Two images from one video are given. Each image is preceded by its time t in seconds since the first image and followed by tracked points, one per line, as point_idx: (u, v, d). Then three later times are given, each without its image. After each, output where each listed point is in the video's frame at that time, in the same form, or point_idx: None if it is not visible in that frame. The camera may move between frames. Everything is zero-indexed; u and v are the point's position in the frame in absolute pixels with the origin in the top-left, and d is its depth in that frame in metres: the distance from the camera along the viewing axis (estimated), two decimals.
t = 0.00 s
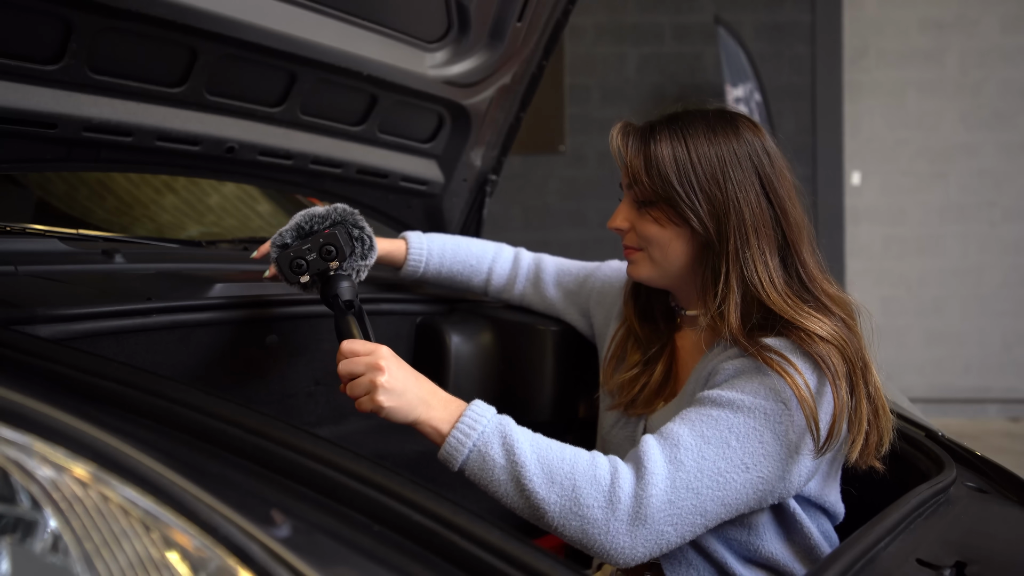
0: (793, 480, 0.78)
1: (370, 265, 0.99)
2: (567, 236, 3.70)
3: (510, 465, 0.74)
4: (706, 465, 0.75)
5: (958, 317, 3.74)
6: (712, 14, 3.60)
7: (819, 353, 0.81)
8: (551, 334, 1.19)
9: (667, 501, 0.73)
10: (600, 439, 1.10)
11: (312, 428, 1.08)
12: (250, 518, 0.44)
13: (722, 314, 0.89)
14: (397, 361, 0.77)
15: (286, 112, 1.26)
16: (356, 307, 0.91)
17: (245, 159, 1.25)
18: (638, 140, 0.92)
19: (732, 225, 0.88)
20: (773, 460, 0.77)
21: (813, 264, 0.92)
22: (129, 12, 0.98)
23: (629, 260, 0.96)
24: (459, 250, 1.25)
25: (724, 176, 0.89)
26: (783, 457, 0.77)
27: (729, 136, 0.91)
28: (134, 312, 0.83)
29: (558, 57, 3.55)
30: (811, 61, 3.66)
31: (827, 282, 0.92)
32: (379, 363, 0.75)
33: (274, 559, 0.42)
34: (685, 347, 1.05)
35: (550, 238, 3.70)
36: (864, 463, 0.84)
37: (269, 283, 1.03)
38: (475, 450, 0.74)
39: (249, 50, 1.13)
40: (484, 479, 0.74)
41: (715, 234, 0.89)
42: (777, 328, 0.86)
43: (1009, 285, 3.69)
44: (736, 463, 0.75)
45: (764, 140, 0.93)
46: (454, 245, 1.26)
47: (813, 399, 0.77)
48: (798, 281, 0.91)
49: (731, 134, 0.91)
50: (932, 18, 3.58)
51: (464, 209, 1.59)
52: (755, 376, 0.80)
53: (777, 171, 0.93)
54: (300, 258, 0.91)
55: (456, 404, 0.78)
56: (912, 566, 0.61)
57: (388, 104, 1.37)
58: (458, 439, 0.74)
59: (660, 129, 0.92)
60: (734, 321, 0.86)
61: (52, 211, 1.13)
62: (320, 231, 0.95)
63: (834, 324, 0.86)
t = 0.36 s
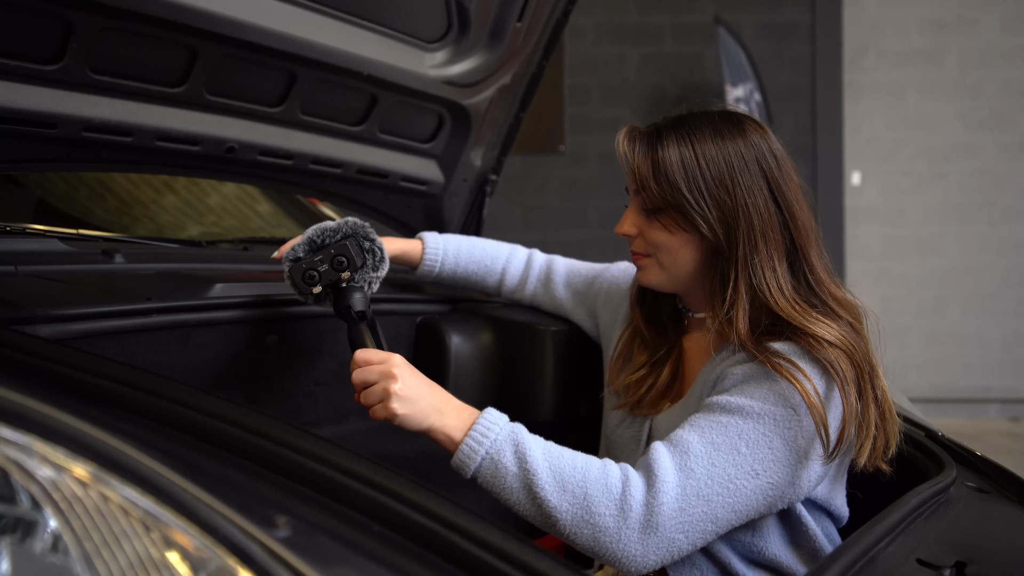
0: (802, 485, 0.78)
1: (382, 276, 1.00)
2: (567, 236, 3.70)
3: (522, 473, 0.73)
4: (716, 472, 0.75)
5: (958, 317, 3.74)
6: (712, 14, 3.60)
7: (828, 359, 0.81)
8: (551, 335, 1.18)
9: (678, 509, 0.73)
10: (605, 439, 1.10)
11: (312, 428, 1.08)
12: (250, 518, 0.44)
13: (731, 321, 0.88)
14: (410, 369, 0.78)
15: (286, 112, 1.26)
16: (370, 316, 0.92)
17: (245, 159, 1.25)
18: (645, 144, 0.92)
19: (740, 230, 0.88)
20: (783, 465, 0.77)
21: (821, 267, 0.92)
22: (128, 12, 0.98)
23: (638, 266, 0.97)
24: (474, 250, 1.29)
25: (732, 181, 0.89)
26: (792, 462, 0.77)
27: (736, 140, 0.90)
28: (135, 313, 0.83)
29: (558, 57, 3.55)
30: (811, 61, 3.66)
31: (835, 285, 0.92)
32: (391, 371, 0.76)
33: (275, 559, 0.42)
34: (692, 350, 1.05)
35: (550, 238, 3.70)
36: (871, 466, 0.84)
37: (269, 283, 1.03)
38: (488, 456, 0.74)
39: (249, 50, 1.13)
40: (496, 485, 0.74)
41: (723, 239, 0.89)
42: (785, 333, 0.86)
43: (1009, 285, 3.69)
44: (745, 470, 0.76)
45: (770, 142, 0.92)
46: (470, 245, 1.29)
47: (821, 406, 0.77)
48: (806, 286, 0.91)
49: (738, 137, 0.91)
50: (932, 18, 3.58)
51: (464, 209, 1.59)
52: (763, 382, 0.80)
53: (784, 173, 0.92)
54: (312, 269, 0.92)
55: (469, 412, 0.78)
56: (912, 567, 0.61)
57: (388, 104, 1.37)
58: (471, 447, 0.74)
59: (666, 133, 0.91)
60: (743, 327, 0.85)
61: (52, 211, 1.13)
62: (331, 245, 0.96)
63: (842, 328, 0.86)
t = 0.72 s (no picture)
0: (812, 491, 0.78)
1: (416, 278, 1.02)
2: (567, 236, 3.70)
3: (538, 474, 0.74)
4: (727, 480, 0.75)
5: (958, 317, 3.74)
6: (712, 14, 3.60)
7: (836, 365, 0.81)
8: (551, 335, 1.18)
9: (690, 517, 0.73)
10: (609, 437, 1.10)
11: (312, 428, 1.08)
12: (250, 518, 0.44)
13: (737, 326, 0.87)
14: (435, 365, 0.79)
15: (286, 112, 1.26)
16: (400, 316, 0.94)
17: (244, 159, 1.25)
18: (647, 148, 0.91)
19: (745, 235, 0.88)
20: (794, 472, 0.77)
21: (826, 270, 0.91)
22: (128, 12, 0.97)
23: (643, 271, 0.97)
24: (487, 250, 1.29)
25: (736, 185, 0.88)
26: (803, 469, 0.77)
27: (739, 142, 0.90)
28: (135, 313, 0.83)
29: (557, 57, 3.55)
30: (811, 61, 3.65)
31: (840, 288, 0.92)
32: (416, 366, 0.77)
33: (275, 559, 0.42)
34: (697, 352, 1.05)
35: (550, 238, 3.70)
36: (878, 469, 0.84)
37: (270, 283, 1.03)
38: (505, 456, 0.75)
39: (249, 50, 1.13)
40: (512, 486, 0.75)
41: (728, 244, 0.89)
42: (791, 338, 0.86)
43: (1009, 285, 3.69)
44: (755, 478, 0.76)
45: (773, 143, 0.91)
46: (483, 246, 1.29)
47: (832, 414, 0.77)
48: (812, 290, 0.91)
49: (741, 139, 0.90)
50: (932, 18, 3.58)
51: (464, 209, 1.59)
52: (771, 389, 0.80)
53: (789, 174, 0.91)
54: (344, 264, 0.95)
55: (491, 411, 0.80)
56: (912, 567, 0.61)
57: (388, 104, 1.37)
58: (489, 445, 0.75)
59: (669, 137, 0.91)
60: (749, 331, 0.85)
61: (52, 211, 1.13)
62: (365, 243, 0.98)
63: (847, 331, 0.86)
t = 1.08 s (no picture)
0: (823, 499, 0.78)
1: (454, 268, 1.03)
2: (566, 236, 3.70)
3: (556, 472, 0.75)
4: (739, 489, 0.75)
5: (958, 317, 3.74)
6: (712, 14, 3.60)
7: (846, 372, 0.81)
8: (552, 335, 1.17)
9: (702, 526, 0.73)
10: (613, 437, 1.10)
11: (313, 428, 1.08)
12: (249, 518, 0.44)
13: (746, 331, 0.87)
14: (463, 355, 0.82)
15: (286, 112, 1.26)
16: (435, 304, 0.96)
17: (244, 159, 1.25)
18: (653, 150, 0.91)
19: (751, 240, 0.87)
20: (806, 481, 0.77)
21: (835, 274, 0.91)
22: (128, 11, 0.97)
23: (650, 272, 0.97)
24: (500, 250, 1.29)
25: (741, 188, 0.88)
26: (814, 477, 0.77)
27: (746, 144, 0.89)
28: (135, 313, 0.83)
29: (557, 57, 3.55)
30: (811, 61, 3.65)
31: (850, 292, 0.91)
32: (444, 353, 0.80)
33: (275, 559, 0.42)
34: (703, 355, 1.04)
35: (550, 238, 3.70)
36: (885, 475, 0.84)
37: (270, 283, 1.03)
38: (525, 451, 0.76)
39: (249, 50, 1.13)
40: (530, 480, 0.76)
41: (735, 248, 0.89)
42: (800, 343, 0.85)
43: (1009, 285, 3.69)
44: (766, 487, 0.76)
45: (781, 144, 0.90)
46: (496, 246, 1.29)
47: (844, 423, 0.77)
48: (820, 294, 0.90)
49: (748, 141, 0.89)
50: (931, 18, 3.58)
51: (464, 209, 1.60)
52: (782, 397, 0.80)
53: (797, 177, 0.90)
54: (382, 250, 0.97)
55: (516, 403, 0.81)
56: (912, 567, 0.61)
57: (388, 104, 1.37)
58: (511, 438, 0.76)
59: (675, 138, 0.90)
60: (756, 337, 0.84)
61: (52, 211, 1.13)
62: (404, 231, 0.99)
63: (856, 337, 0.85)
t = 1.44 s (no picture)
0: (830, 503, 0.78)
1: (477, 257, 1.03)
2: (566, 236, 3.70)
3: (569, 470, 0.75)
4: (748, 494, 0.75)
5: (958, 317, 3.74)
6: (712, 14, 3.60)
7: (856, 377, 0.81)
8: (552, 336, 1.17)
9: (710, 531, 0.73)
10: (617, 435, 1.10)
11: (313, 428, 1.08)
12: (250, 518, 0.44)
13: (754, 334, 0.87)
14: (482, 344, 0.83)
15: (286, 112, 1.26)
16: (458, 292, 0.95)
17: (245, 159, 1.25)
18: (661, 150, 0.91)
19: (759, 242, 0.87)
20: (814, 486, 0.77)
21: (844, 277, 0.91)
22: (128, 11, 0.97)
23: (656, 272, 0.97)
24: (515, 253, 1.33)
25: (748, 189, 0.88)
26: (822, 482, 0.77)
27: (754, 145, 0.89)
28: (134, 313, 0.83)
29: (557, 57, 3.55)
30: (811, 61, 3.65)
31: (858, 295, 0.92)
32: (462, 343, 0.81)
33: (275, 559, 0.42)
34: (709, 355, 1.05)
35: (550, 238, 3.70)
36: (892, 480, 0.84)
37: (270, 283, 1.03)
38: (539, 446, 0.77)
39: (249, 50, 1.13)
40: (543, 474, 0.76)
41: (743, 250, 0.89)
42: (808, 346, 0.86)
43: (1009, 285, 3.69)
44: (775, 493, 0.76)
45: (789, 145, 0.90)
46: (512, 249, 1.33)
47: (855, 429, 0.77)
48: (828, 297, 0.91)
49: (756, 142, 0.89)
50: (931, 18, 3.58)
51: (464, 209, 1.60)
52: (792, 402, 0.80)
53: (805, 178, 0.90)
54: (404, 239, 0.95)
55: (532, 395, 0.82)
56: (912, 567, 0.61)
57: (388, 104, 1.37)
58: (526, 432, 0.77)
59: (683, 138, 0.90)
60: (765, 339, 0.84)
61: (52, 211, 1.13)
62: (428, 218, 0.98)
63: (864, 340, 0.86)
